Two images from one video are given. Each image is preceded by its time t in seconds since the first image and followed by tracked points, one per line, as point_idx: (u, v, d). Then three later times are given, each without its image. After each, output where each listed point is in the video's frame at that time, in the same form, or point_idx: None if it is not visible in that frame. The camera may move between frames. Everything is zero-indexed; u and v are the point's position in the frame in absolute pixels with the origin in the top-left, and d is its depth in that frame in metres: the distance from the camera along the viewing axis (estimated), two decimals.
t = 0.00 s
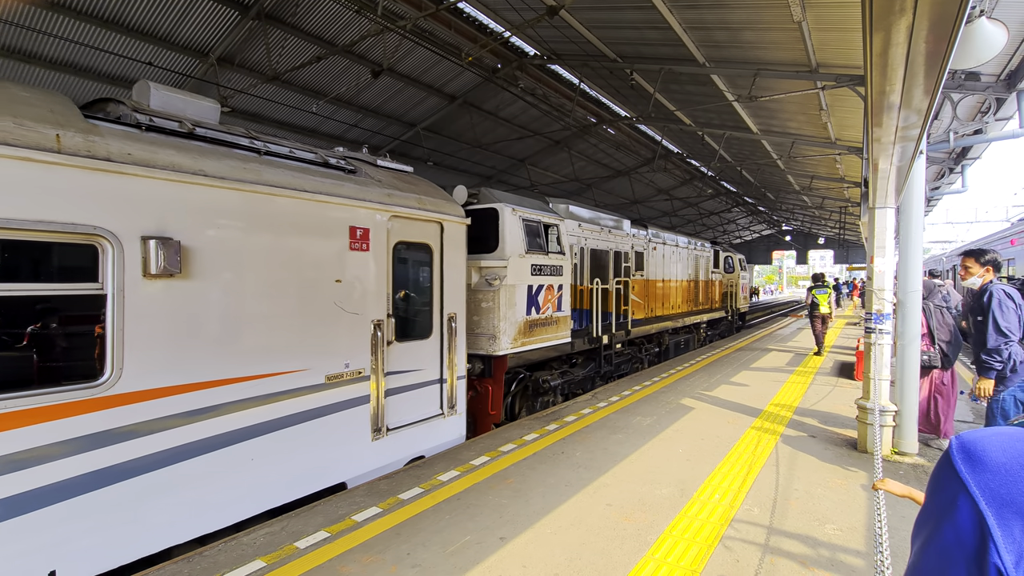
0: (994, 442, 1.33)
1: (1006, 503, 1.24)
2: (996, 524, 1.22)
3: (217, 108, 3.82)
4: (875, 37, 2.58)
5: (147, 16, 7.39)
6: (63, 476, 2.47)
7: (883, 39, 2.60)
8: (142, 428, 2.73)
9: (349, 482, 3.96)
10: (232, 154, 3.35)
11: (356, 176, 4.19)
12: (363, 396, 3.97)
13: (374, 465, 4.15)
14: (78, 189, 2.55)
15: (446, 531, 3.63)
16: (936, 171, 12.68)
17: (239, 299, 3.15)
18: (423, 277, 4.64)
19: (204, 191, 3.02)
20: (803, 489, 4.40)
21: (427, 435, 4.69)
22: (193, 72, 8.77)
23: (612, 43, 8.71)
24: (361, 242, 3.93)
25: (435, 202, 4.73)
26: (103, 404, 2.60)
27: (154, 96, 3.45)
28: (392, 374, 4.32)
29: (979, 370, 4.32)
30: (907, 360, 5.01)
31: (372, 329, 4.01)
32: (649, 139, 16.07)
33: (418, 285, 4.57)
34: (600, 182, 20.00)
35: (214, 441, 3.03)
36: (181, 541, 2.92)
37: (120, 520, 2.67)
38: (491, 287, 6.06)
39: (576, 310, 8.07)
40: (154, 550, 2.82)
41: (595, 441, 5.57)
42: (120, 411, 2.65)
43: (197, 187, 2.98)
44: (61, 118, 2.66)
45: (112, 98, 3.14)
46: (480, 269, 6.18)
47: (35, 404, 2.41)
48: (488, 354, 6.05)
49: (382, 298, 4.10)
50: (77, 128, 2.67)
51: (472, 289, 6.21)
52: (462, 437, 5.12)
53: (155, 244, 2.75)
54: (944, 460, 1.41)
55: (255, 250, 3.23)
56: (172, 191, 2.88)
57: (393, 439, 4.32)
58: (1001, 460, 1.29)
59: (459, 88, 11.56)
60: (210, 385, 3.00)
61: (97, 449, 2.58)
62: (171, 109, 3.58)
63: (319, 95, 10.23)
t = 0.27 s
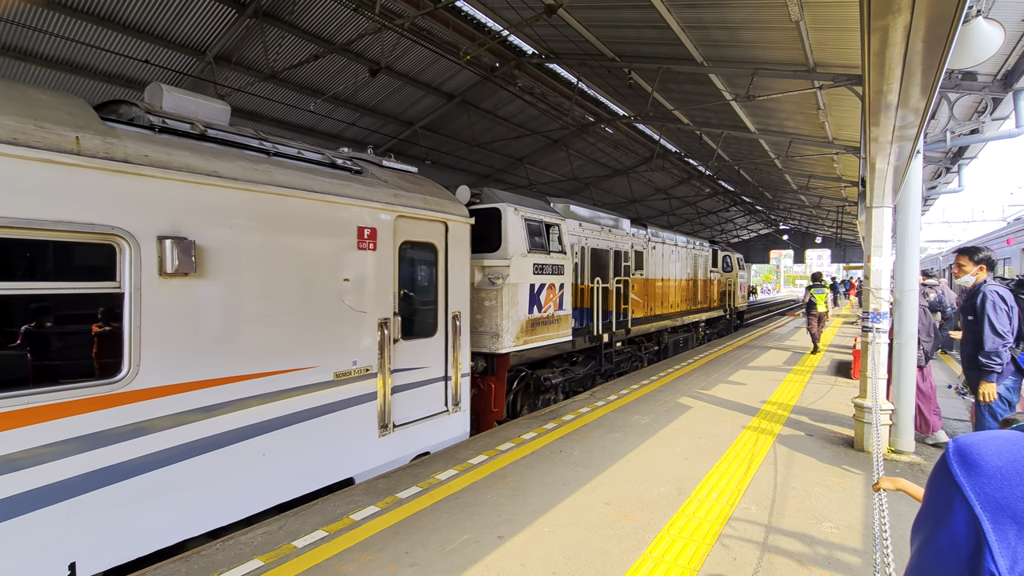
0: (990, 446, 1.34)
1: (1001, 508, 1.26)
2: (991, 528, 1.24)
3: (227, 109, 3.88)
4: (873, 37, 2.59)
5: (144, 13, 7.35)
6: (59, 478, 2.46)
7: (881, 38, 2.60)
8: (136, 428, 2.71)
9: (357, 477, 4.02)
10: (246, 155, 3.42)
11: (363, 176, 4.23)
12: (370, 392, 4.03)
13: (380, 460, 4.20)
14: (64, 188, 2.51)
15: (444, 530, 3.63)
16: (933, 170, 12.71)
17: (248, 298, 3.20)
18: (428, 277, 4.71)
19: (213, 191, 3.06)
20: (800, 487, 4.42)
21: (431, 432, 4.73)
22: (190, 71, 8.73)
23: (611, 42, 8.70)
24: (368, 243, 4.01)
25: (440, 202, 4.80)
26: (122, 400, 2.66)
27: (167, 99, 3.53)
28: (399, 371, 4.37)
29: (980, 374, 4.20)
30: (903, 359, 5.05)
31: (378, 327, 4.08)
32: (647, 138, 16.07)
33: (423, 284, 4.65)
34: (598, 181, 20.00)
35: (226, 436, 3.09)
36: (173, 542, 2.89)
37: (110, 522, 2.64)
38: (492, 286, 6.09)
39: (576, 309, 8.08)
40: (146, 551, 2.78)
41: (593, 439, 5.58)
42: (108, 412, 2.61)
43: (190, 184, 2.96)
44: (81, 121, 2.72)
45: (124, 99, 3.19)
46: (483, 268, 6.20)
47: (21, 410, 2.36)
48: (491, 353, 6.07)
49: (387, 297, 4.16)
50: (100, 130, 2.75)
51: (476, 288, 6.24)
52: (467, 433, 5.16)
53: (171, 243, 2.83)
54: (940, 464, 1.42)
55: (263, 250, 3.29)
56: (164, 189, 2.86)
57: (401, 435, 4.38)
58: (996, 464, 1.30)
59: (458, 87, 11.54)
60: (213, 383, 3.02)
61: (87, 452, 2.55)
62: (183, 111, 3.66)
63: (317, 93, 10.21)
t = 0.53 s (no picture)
0: (992, 448, 1.35)
1: (1003, 510, 1.26)
2: (993, 531, 1.24)
3: (240, 112, 3.88)
4: (871, 37, 2.59)
5: (142, 11, 7.33)
6: (58, 483, 2.47)
7: (879, 38, 2.61)
8: (129, 430, 2.70)
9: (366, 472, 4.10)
10: (257, 157, 3.48)
11: (370, 177, 4.32)
12: (378, 389, 4.12)
13: (388, 455, 4.30)
14: (58, 186, 2.49)
15: (442, 529, 3.63)
16: (931, 170, 12.74)
17: (263, 295, 3.28)
18: (429, 275, 4.73)
19: (217, 191, 3.08)
20: (798, 485, 4.43)
21: (436, 429, 4.82)
22: (188, 69, 8.71)
23: (610, 41, 8.70)
24: (376, 243, 4.08)
25: (446, 203, 4.88)
26: (143, 395, 2.74)
27: (181, 101, 3.55)
28: (406, 368, 4.46)
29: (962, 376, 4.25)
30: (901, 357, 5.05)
31: (386, 325, 4.15)
32: (646, 137, 16.08)
33: (429, 282, 4.72)
34: (597, 180, 20.00)
35: (237, 432, 3.15)
36: (166, 542, 2.88)
37: (104, 522, 2.63)
38: (496, 284, 6.11)
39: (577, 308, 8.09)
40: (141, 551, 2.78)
41: (592, 438, 5.58)
42: (104, 413, 2.61)
43: (186, 182, 2.94)
44: (98, 122, 2.75)
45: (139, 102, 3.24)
46: (487, 267, 6.25)
47: (13, 414, 2.34)
48: (494, 351, 6.11)
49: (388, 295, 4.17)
50: (118, 132, 2.79)
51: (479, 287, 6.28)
52: (471, 430, 5.27)
53: (188, 243, 2.88)
54: (942, 465, 1.43)
55: (277, 249, 3.36)
56: (162, 187, 2.84)
57: (408, 429, 4.47)
58: (999, 465, 1.31)
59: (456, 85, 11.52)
60: (212, 382, 3.02)
61: (84, 452, 2.55)
62: (196, 113, 3.68)
63: (315, 92, 10.20)
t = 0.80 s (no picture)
0: (997, 455, 1.34)
1: (1009, 518, 1.23)
2: (999, 539, 1.21)
3: (252, 114, 3.95)
4: (870, 36, 2.60)
5: (141, 9, 7.32)
6: (59, 483, 2.47)
7: (878, 38, 2.61)
8: (127, 430, 2.69)
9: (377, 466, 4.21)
10: (273, 159, 3.54)
11: (379, 177, 4.34)
12: (388, 386, 4.19)
13: (398, 450, 4.38)
14: (56, 185, 2.48)
15: (441, 528, 3.63)
16: (930, 169, 12.74)
17: (278, 293, 3.36)
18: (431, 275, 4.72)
19: (219, 190, 3.08)
20: (796, 485, 4.44)
21: (443, 425, 4.89)
22: (187, 67, 8.70)
23: (610, 40, 8.69)
24: (384, 242, 4.13)
25: (454, 203, 4.95)
26: (164, 390, 2.82)
27: (197, 104, 3.61)
28: (415, 365, 4.52)
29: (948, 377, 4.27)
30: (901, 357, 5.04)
31: (395, 323, 4.23)
32: (645, 137, 16.07)
33: (437, 280, 4.78)
34: (598, 179, 19.99)
35: (249, 428, 3.21)
36: (163, 541, 2.87)
37: (103, 521, 2.63)
38: (500, 283, 6.17)
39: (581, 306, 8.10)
40: (138, 550, 2.78)
41: (591, 437, 5.59)
42: (103, 413, 2.61)
43: (185, 180, 2.92)
44: (121, 125, 2.83)
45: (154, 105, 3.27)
46: (492, 267, 6.30)
47: (11, 416, 2.34)
48: (499, 349, 6.17)
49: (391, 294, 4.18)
50: (138, 135, 2.85)
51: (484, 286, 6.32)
52: (476, 427, 5.37)
53: (207, 242, 2.97)
54: (946, 474, 1.42)
55: (290, 249, 3.43)
56: (162, 186, 2.84)
57: (416, 424, 4.55)
58: (1004, 473, 1.29)
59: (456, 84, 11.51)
60: (213, 381, 3.02)
61: (82, 452, 2.54)
62: (210, 115, 3.74)
63: (315, 91, 10.19)
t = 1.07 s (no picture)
0: (998, 461, 1.38)
1: (1010, 525, 1.29)
2: (999, 546, 1.27)
3: (267, 117, 4.03)
4: (871, 36, 2.60)
5: (140, 8, 7.31)
6: (59, 484, 2.47)
7: (879, 38, 2.61)
8: (126, 432, 2.68)
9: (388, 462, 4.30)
10: (290, 162, 3.61)
11: (389, 179, 4.42)
12: (398, 383, 4.27)
13: (407, 446, 4.46)
14: (54, 183, 2.47)
15: (441, 527, 3.63)
16: (931, 169, 12.73)
17: (295, 292, 3.44)
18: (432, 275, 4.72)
19: (221, 189, 3.08)
20: (796, 485, 4.44)
21: (450, 424, 4.95)
22: (187, 66, 8.69)
23: (610, 40, 8.69)
24: (393, 242, 4.19)
25: (462, 204, 5.02)
26: (186, 386, 2.90)
27: (214, 107, 3.66)
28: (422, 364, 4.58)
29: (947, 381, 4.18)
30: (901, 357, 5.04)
31: (406, 321, 4.31)
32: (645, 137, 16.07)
33: (445, 280, 4.86)
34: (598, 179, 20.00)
35: (265, 423, 3.29)
36: (160, 541, 2.85)
37: (101, 522, 2.62)
38: (504, 283, 6.22)
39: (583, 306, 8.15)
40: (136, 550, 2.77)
41: (591, 437, 5.59)
42: (101, 414, 2.60)
43: (184, 180, 2.92)
44: (149, 130, 2.91)
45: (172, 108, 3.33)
46: (498, 266, 6.33)
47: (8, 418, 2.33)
48: (504, 347, 6.21)
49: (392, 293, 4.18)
50: (162, 138, 2.92)
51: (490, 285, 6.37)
52: (483, 424, 5.46)
53: (228, 243, 3.05)
54: (947, 479, 1.47)
55: (305, 249, 3.51)
56: (161, 185, 2.83)
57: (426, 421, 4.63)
58: (1006, 479, 1.34)
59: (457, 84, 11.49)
60: (212, 382, 3.01)
61: (83, 453, 2.54)
62: (226, 119, 3.78)
63: (315, 90, 10.19)
